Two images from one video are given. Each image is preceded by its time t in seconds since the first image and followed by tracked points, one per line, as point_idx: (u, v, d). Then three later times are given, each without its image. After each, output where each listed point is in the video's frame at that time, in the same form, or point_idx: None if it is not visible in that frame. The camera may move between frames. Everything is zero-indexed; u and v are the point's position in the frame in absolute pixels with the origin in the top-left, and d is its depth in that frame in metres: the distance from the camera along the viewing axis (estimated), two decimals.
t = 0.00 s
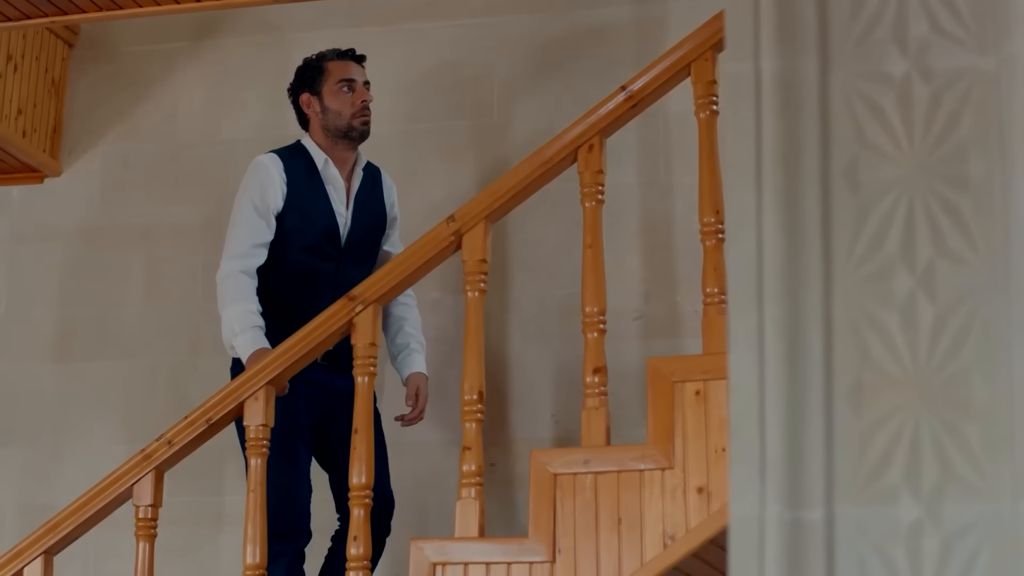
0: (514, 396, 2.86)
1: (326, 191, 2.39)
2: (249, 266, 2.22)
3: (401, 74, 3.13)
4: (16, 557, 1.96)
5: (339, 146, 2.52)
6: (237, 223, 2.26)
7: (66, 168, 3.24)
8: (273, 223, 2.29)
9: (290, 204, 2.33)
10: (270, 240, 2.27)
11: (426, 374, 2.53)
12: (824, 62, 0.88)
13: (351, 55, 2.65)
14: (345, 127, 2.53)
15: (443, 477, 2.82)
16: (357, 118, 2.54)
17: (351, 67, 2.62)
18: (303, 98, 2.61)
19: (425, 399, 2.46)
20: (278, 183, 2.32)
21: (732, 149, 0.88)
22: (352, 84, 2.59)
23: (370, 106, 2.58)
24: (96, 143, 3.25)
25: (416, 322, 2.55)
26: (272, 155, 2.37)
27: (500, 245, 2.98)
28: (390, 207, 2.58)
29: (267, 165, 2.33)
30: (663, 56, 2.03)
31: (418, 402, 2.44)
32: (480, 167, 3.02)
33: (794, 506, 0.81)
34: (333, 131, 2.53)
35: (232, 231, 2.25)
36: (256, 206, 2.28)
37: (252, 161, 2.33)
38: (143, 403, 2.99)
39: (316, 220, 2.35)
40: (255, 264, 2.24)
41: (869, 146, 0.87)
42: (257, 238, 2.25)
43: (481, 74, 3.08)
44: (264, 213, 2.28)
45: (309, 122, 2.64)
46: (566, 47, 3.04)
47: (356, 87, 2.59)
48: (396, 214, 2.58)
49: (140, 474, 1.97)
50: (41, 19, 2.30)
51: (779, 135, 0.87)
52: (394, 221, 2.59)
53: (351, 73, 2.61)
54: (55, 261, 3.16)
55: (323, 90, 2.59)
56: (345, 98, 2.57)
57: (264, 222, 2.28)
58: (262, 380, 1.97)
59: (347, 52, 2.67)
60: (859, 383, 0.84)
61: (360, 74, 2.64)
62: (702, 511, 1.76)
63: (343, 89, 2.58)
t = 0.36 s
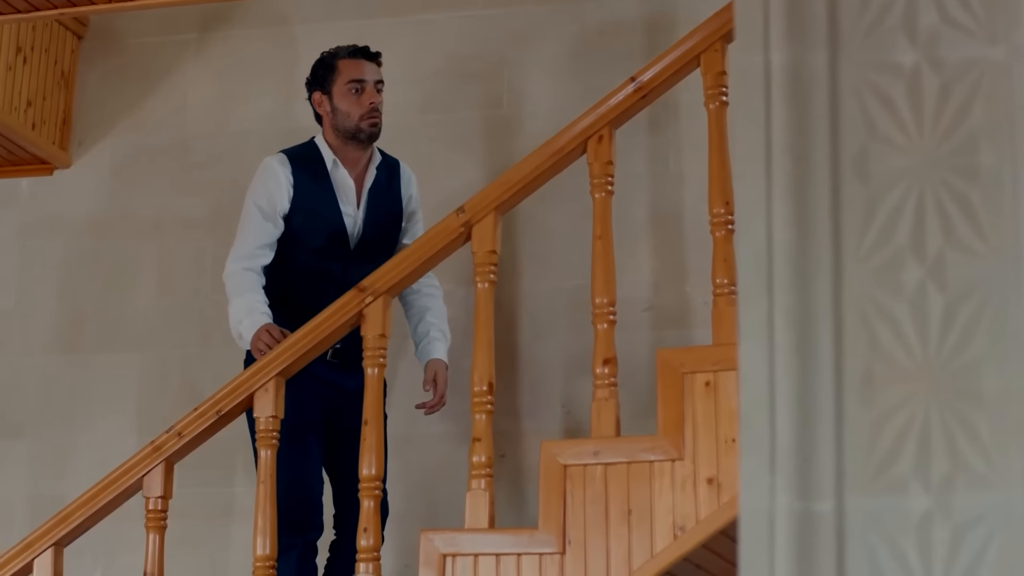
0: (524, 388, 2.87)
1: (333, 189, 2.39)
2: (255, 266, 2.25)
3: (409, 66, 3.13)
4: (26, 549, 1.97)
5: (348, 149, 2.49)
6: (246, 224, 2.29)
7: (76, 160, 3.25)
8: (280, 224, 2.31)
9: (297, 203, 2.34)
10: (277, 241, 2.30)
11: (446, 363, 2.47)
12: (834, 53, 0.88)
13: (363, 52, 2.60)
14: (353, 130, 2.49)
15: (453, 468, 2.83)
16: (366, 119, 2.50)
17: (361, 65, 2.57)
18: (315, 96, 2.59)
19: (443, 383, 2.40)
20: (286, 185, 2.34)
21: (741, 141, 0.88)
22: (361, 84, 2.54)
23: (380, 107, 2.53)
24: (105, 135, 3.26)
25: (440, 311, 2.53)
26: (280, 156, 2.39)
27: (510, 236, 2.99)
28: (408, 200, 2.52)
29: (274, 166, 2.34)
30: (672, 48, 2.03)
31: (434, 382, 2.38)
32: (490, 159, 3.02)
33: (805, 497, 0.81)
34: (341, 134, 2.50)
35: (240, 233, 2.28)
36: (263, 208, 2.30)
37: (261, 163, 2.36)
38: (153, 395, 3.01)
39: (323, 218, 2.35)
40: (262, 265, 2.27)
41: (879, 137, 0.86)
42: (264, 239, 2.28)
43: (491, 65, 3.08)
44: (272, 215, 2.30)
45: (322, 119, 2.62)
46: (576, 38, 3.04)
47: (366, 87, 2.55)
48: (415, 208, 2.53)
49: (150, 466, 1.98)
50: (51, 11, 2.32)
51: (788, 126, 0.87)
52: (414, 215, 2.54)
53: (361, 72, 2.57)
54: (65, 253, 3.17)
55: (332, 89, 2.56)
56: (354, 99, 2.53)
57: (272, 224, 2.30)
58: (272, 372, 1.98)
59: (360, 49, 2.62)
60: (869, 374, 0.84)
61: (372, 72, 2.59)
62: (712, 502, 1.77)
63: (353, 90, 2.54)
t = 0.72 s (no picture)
0: (536, 381, 2.87)
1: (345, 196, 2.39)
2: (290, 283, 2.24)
3: (420, 59, 3.13)
4: (39, 542, 1.99)
5: (367, 181, 2.43)
6: (274, 243, 2.27)
7: (87, 153, 3.26)
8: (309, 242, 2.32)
9: (317, 216, 2.34)
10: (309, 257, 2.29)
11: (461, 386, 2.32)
12: (845, 45, 0.88)
13: (387, 80, 2.51)
14: (371, 162, 2.42)
15: (465, 461, 2.84)
16: (384, 151, 2.42)
17: (383, 94, 2.49)
18: (339, 124, 2.53)
19: (449, 401, 2.26)
20: (306, 202, 2.34)
21: (752, 133, 0.88)
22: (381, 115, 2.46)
23: (400, 138, 2.45)
24: (117, 128, 3.27)
25: (468, 331, 2.41)
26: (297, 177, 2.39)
27: (522, 228, 2.99)
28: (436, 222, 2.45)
29: (293, 187, 2.35)
30: (683, 40, 2.02)
31: (439, 396, 2.27)
32: (501, 151, 3.02)
33: (817, 489, 0.81)
34: (360, 166, 2.43)
35: (270, 252, 2.26)
36: (290, 227, 2.30)
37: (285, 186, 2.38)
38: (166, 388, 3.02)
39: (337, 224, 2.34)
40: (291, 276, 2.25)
41: (891, 129, 0.86)
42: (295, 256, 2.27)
43: (501, 58, 3.08)
44: (300, 233, 2.30)
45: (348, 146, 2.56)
46: (587, 31, 3.04)
47: (386, 117, 2.47)
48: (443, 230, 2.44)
49: (162, 459, 1.99)
50: (63, 5, 2.33)
51: (800, 117, 0.87)
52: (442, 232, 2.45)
53: (382, 101, 2.48)
54: (77, 246, 3.19)
55: (353, 119, 2.49)
56: (372, 129, 2.45)
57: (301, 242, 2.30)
58: (283, 365, 1.99)
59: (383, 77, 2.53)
60: (881, 366, 0.84)
61: (395, 102, 2.51)
62: (724, 495, 1.77)
63: (373, 120, 2.46)
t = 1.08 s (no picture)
0: (552, 363, 2.88)
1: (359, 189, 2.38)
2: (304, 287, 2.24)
3: (435, 41, 3.13)
4: (56, 524, 2.00)
5: (377, 198, 2.37)
6: (289, 249, 2.28)
7: (103, 136, 3.28)
8: (325, 246, 2.31)
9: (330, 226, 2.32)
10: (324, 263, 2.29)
11: (466, 396, 2.29)
12: (861, 26, 0.87)
13: (400, 97, 2.39)
14: (378, 182, 2.35)
15: (482, 443, 2.86)
16: (390, 172, 2.33)
17: (393, 113, 2.37)
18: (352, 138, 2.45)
19: (455, 406, 2.24)
20: (320, 205, 2.33)
21: (770, 113, 0.88)
22: (390, 135, 2.35)
23: (408, 159, 2.34)
24: (133, 111, 3.29)
25: (481, 340, 2.39)
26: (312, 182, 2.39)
27: (538, 210, 2.99)
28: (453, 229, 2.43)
29: (307, 193, 2.35)
30: (699, 22, 2.02)
31: (450, 401, 2.25)
32: (517, 133, 3.01)
33: (834, 470, 0.81)
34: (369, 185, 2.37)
35: (284, 258, 2.27)
36: (305, 232, 2.30)
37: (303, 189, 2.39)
38: (183, 370, 3.04)
39: (351, 216, 2.33)
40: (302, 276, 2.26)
41: (907, 109, 0.86)
42: (309, 262, 2.28)
43: (517, 40, 3.08)
44: (315, 238, 2.30)
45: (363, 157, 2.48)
46: (603, 12, 3.03)
47: (396, 136, 2.36)
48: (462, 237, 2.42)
49: (179, 441, 2.00)
50: None
51: (816, 98, 0.87)
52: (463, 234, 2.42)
53: (392, 120, 2.36)
54: (94, 229, 3.20)
55: (363, 136, 2.40)
56: (380, 148, 2.35)
57: (316, 247, 2.30)
58: (300, 347, 2.01)
59: (396, 93, 2.40)
60: (899, 347, 0.83)
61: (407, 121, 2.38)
62: (741, 476, 1.77)
63: (382, 140, 2.36)
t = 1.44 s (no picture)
0: (574, 335, 2.88)
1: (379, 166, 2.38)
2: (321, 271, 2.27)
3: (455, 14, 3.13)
4: (78, 498, 2.02)
5: (396, 184, 2.37)
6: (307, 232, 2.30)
7: (123, 110, 3.30)
8: (343, 230, 2.32)
9: (347, 208, 2.33)
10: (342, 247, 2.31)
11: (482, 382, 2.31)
12: None
13: (417, 84, 2.34)
14: (394, 171, 2.33)
15: (502, 417, 2.87)
16: (406, 161, 2.31)
17: (408, 102, 2.32)
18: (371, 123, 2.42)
19: (472, 391, 2.26)
20: (339, 188, 2.34)
21: (793, 81, 0.88)
22: (403, 125, 2.31)
23: (423, 150, 2.31)
24: (153, 86, 3.30)
25: (499, 326, 2.40)
26: (333, 163, 2.39)
27: (558, 183, 2.99)
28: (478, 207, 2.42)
29: (327, 174, 2.35)
30: None
31: (464, 388, 2.27)
32: (537, 105, 3.01)
33: (855, 442, 0.82)
34: (388, 172, 2.36)
35: (302, 241, 2.29)
36: (324, 215, 2.31)
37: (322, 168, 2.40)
38: (204, 344, 3.06)
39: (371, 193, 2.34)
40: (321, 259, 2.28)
41: (929, 81, 0.85)
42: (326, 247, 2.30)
43: (537, 12, 3.07)
44: (333, 221, 2.31)
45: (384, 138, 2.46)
46: None
47: (411, 125, 2.31)
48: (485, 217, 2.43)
49: (200, 415, 2.02)
50: None
51: (837, 68, 0.86)
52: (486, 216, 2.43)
53: (407, 109, 2.32)
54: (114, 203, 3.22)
55: (380, 124, 2.36)
56: (396, 137, 2.32)
57: (334, 230, 2.31)
58: (321, 321, 2.02)
59: (412, 81, 2.35)
60: (920, 319, 0.83)
61: (423, 109, 2.33)
62: (763, 449, 1.78)
63: (396, 130, 2.33)
